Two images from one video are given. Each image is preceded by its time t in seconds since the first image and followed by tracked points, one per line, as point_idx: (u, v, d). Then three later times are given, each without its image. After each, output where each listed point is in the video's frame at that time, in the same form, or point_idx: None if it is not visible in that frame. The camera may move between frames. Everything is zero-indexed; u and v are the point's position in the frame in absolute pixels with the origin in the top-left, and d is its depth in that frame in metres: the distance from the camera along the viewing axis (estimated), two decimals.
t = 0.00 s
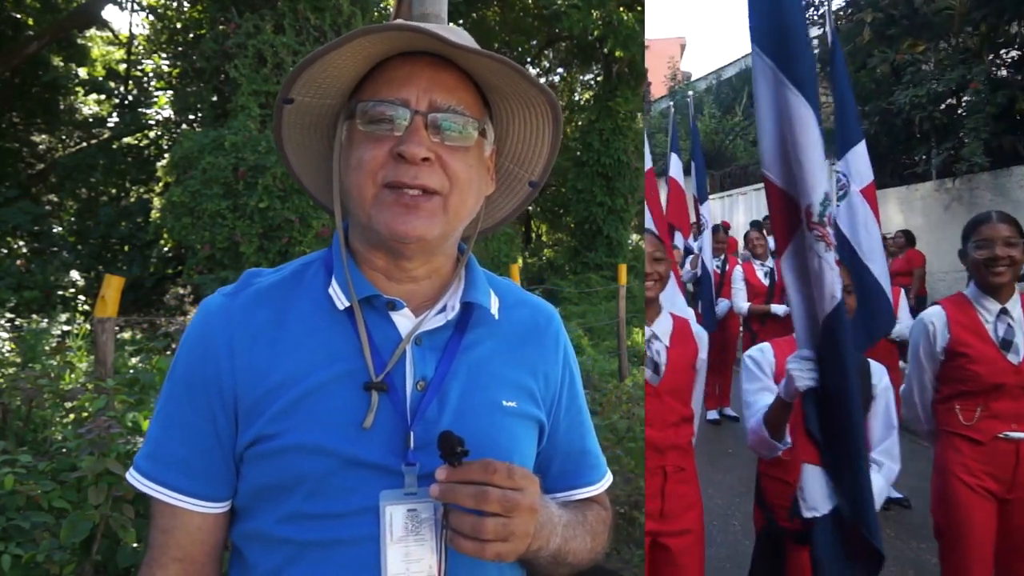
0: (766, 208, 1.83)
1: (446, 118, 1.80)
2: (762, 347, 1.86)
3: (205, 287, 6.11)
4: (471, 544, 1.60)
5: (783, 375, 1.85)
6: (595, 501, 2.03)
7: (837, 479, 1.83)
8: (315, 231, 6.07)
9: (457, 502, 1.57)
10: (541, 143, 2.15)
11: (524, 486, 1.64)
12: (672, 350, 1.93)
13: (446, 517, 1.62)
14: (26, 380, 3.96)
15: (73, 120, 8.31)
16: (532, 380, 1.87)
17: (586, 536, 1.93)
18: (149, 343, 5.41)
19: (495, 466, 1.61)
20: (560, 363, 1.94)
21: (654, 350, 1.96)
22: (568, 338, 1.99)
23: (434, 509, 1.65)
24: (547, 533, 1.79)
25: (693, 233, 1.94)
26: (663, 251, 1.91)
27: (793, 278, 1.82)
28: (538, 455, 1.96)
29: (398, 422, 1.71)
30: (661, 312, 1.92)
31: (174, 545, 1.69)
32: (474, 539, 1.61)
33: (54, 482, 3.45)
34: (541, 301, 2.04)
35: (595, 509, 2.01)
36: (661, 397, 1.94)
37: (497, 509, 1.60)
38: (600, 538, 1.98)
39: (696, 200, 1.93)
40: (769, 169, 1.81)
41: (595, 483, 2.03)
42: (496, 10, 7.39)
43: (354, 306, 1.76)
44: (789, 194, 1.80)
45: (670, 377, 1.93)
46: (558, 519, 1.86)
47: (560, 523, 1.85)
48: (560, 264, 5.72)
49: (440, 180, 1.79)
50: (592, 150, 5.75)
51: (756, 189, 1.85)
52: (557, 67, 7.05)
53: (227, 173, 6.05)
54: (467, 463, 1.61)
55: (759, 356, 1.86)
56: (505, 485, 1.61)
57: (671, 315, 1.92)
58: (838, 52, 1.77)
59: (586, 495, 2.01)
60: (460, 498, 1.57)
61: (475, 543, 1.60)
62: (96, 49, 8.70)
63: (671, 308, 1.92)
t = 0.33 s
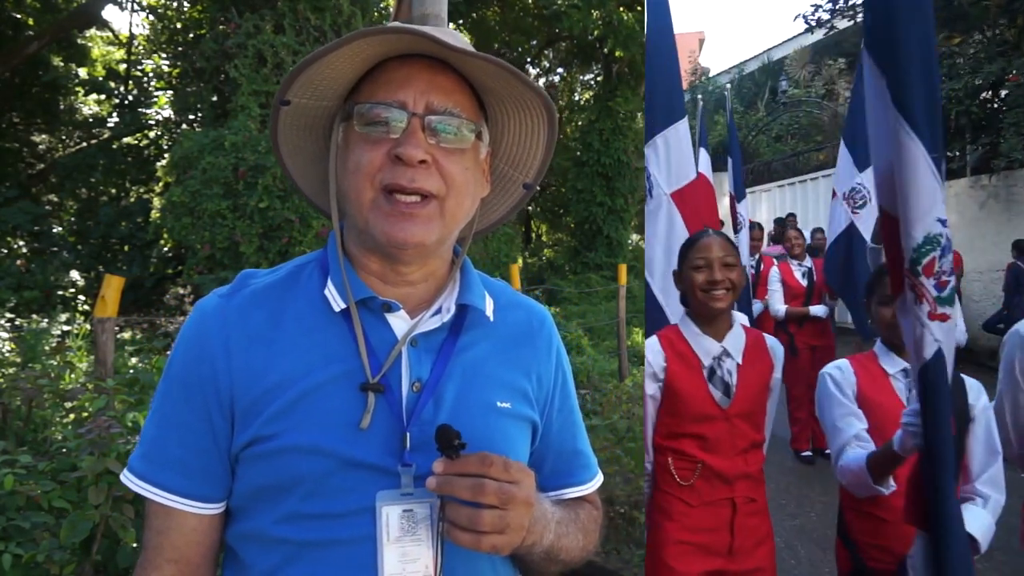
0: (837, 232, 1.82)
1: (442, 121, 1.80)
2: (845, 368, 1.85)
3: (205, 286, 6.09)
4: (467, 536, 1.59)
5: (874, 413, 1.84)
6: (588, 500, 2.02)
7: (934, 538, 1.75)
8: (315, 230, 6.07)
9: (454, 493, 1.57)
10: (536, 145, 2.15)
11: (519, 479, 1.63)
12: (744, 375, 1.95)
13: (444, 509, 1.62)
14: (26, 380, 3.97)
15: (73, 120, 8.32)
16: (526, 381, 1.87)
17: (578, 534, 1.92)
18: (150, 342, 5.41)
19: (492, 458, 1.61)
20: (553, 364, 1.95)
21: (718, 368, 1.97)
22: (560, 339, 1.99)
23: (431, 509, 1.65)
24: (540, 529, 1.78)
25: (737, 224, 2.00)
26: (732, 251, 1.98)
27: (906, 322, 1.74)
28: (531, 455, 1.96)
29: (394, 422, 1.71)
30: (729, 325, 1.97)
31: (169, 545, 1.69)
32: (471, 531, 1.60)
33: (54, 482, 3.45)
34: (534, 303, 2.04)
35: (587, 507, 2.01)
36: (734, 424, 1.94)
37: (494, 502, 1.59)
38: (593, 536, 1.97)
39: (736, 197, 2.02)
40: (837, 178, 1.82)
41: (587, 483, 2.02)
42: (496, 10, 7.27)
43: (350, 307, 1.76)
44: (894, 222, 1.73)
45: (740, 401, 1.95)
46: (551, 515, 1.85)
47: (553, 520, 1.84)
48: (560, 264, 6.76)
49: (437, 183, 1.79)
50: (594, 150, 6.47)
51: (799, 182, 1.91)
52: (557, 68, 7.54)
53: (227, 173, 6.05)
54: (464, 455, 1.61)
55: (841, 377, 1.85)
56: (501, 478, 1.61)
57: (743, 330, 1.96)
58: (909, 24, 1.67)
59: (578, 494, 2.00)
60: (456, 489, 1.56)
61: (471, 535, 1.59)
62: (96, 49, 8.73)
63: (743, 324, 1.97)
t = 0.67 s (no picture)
0: (826, 243, 2.00)
1: (433, 124, 1.80)
2: (883, 404, 1.90)
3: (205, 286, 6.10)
4: (452, 529, 1.60)
5: (918, 444, 1.86)
6: (582, 498, 2.02)
7: None
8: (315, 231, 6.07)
9: (438, 487, 1.58)
10: (528, 148, 2.15)
11: (505, 474, 1.63)
12: (772, 403, 2.05)
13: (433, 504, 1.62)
14: (25, 381, 3.97)
15: (73, 120, 8.31)
16: (519, 381, 1.87)
17: (572, 531, 1.91)
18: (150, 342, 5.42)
19: (476, 453, 1.61)
20: (547, 363, 1.94)
21: (747, 396, 2.05)
22: (553, 340, 1.99)
23: (424, 510, 1.66)
24: (532, 526, 1.77)
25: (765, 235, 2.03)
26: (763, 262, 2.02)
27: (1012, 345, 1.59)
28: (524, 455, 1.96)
29: (387, 422, 1.71)
30: (759, 346, 2.07)
31: (161, 545, 1.68)
32: (456, 525, 1.61)
33: (54, 481, 3.45)
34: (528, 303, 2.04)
35: (581, 505, 2.00)
36: (763, 454, 2.03)
37: (477, 495, 1.60)
38: (588, 534, 1.97)
39: (720, 201, 2.12)
40: (825, 186, 2.01)
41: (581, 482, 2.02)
42: (496, 10, 7.25)
43: (343, 309, 1.77)
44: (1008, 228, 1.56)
45: (769, 433, 2.04)
46: (544, 512, 1.85)
47: (546, 517, 1.84)
48: (560, 263, 6.92)
49: (428, 185, 1.79)
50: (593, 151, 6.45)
51: (776, 186, 2.09)
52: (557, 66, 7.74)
53: (227, 173, 6.06)
54: (449, 449, 1.62)
55: (879, 411, 1.90)
56: (485, 473, 1.61)
57: (771, 351, 2.07)
58: (889, 38, 1.89)
59: (571, 492, 1.99)
60: (440, 482, 1.57)
61: (456, 528, 1.60)
62: (96, 49, 8.73)
63: (769, 344, 2.07)
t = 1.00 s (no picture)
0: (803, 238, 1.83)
1: (424, 120, 1.80)
2: (894, 414, 1.77)
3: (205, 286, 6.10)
4: (442, 515, 1.61)
5: (930, 458, 1.76)
6: (581, 494, 2.02)
7: None
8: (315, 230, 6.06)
9: (424, 472, 1.58)
10: (519, 145, 2.14)
11: (491, 459, 1.65)
12: (777, 415, 1.85)
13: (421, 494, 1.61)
14: (26, 380, 3.97)
15: (73, 120, 8.32)
16: (514, 375, 1.87)
17: (568, 526, 1.92)
18: (150, 342, 5.42)
19: (458, 438, 1.62)
20: (542, 358, 1.94)
21: (748, 405, 1.86)
22: (550, 335, 1.99)
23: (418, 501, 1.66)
24: (528, 517, 1.78)
25: (726, 230, 1.87)
26: (766, 261, 1.83)
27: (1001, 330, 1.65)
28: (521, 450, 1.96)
29: (381, 417, 1.71)
30: (755, 352, 1.85)
31: (158, 543, 1.69)
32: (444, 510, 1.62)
33: (54, 481, 3.45)
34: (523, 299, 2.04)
35: (580, 502, 2.00)
36: (765, 471, 1.86)
37: (465, 479, 1.60)
38: (585, 530, 1.97)
39: (686, 194, 1.99)
40: (789, 183, 1.86)
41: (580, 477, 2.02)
42: (496, 10, 7.38)
43: (335, 304, 1.76)
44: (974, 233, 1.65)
45: (774, 447, 1.86)
46: (540, 505, 1.85)
47: (541, 509, 1.84)
48: (560, 264, 6.96)
49: (419, 181, 1.79)
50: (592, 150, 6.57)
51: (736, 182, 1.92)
52: (558, 65, 7.57)
53: (227, 173, 6.06)
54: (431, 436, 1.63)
55: (888, 421, 1.77)
56: (470, 457, 1.62)
57: (772, 356, 1.85)
58: (859, 31, 1.76)
59: (570, 488, 1.99)
60: (428, 467, 1.57)
61: (446, 514, 1.61)
62: (96, 49, 8.70)
63: (770, 349, 1.85)
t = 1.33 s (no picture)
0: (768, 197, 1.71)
1: (422, 122, 1.80)
2: (892, 393, 1.78)
3: (205, 286, 6.10)
4: (434, 508, 1.62)
5: (927, 441, 1.77)
6: (582, 495, 2.02)
7: None
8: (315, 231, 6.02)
9: (414, 463, 1.60)
10: (518, 145, 2.15)
11: (482, 452, 1.67)
12: (767, 395, 1.74)
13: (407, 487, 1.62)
14: (25, 381, 3.97)
15: (73, 120, 8.32)
16: (515, 375, 1.88)
17: (569, 526, 1.93)
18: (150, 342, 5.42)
19: (450, 429, 1.65)
20: (543, 359, 1.95)
21: (737, 385, 1.74)
22: (550, 336, 1.99)
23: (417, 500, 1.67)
24: (526, 516, 1.79)
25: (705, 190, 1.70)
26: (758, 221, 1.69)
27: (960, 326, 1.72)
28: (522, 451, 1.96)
29: (382, 419, 1.71)
30: (745, 326, 1.72)
31: (163, 545, 1.69)
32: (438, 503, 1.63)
33: (54, 481, 3.45)
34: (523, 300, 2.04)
35: (581, 503, 2.01)
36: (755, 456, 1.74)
37: (453, 469, 1.62)
38: (586, 531, 1.97)
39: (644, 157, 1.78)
40: (745, 147, 1.75)
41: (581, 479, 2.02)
42: (496, 10, 7.39)
43: (336, 306, 1.76)
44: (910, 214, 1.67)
45: (763, 432, 1.75)
46: (539, 504, 1.86)
47: (539, 509, 1.85)
48: (560, 264, 6.84)
49: (418, 182, 1.79)
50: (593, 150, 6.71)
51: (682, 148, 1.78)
52: (557, 66, 7.60)
53: (227, 173, 6.07)
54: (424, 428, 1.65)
55: (884, 400, 1.78)
56: (461, 448, 1.65)
57: (761, 331, 1.73)
58: None
59: (570, 489, 2.00)
60: (416, 458, 1.60)
61: (438, 506, 1.63)
62: (96, 49, 8.69)
63: (759, 321, 1.72)
